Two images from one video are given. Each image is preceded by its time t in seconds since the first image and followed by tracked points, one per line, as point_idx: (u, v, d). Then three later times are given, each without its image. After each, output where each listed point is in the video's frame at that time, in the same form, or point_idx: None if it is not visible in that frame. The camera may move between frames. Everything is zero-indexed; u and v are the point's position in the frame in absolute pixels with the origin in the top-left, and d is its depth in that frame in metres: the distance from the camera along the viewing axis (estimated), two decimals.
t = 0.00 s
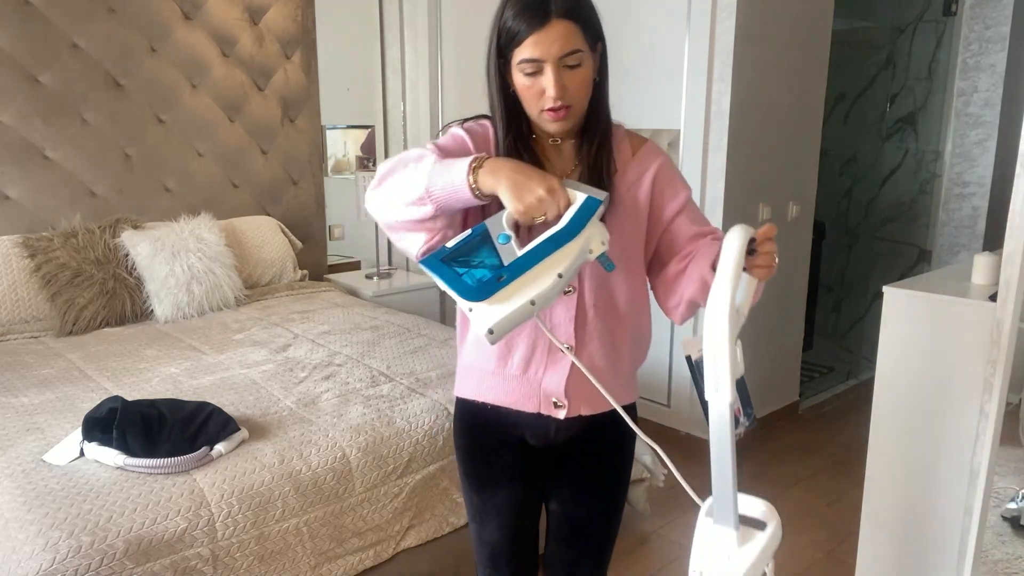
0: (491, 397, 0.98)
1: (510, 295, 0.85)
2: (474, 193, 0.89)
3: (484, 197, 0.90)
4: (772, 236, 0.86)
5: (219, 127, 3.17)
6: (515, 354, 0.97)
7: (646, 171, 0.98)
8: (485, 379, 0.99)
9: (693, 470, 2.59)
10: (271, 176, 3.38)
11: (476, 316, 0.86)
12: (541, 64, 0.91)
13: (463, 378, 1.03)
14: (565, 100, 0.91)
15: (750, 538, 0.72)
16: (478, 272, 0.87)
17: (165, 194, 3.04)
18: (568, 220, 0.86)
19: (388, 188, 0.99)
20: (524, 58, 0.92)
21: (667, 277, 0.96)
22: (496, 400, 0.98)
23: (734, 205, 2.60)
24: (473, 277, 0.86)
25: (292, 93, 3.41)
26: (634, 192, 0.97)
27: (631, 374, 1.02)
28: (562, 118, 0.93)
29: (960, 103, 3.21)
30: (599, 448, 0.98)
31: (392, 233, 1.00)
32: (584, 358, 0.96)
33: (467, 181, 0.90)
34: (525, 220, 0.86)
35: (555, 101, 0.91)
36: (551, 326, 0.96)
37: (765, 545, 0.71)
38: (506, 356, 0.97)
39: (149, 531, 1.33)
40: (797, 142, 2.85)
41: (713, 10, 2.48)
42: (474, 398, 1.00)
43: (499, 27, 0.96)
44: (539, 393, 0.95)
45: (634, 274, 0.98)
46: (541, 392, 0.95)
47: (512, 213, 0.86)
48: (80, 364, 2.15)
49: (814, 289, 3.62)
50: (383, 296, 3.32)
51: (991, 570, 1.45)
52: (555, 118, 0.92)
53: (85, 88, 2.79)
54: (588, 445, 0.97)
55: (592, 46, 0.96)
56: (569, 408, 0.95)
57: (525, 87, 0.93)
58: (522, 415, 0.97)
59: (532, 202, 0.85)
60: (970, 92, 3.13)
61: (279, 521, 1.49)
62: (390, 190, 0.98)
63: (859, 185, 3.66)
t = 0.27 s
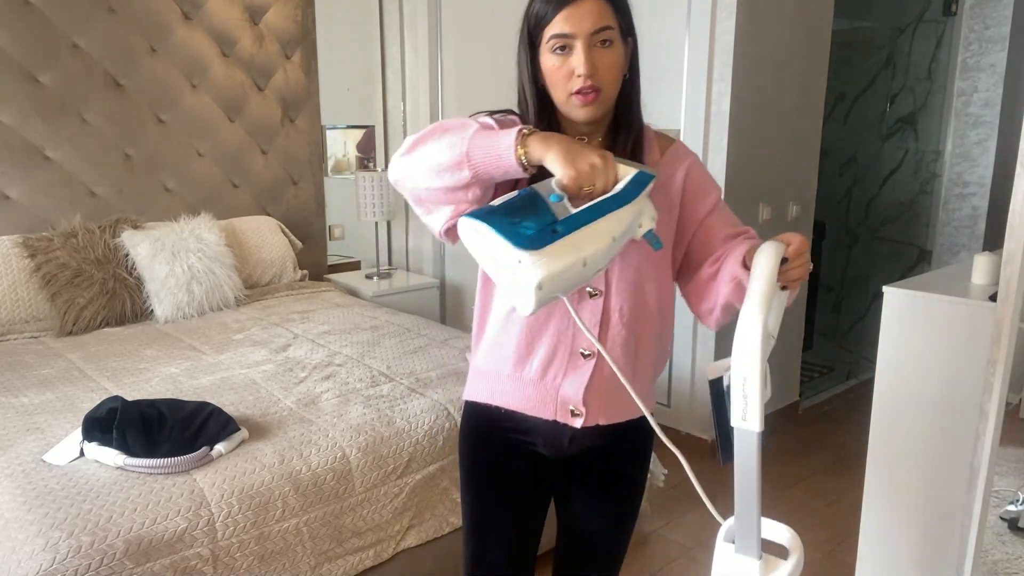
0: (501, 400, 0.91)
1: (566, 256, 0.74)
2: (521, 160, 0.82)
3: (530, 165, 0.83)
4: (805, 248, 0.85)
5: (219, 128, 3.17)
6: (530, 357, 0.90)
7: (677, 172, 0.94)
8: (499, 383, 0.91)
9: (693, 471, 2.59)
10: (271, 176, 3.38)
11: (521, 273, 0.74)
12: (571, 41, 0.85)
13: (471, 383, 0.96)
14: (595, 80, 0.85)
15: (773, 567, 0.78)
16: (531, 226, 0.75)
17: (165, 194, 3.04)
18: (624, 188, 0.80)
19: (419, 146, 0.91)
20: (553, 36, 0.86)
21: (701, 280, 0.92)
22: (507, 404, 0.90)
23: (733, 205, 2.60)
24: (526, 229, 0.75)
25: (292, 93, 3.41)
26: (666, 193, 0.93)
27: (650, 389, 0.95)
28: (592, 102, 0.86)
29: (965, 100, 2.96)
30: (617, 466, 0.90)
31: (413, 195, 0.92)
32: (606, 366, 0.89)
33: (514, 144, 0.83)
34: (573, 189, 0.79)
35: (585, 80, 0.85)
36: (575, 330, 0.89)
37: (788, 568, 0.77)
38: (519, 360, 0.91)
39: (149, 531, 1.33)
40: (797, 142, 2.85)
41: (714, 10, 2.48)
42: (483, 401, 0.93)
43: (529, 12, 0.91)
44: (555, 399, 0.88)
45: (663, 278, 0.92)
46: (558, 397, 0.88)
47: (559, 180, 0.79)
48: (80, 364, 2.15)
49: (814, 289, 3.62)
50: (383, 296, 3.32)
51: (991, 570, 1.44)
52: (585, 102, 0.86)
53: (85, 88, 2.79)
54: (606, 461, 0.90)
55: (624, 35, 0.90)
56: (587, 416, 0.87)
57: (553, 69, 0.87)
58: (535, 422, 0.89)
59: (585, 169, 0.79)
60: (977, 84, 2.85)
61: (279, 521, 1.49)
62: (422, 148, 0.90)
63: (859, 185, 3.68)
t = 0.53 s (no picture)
0: (509, 408, 0.89)
1: (607, 261, 0.69)
2: (555, 169, 0.80)
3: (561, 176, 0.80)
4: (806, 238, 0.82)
5: (219, 128, 3.17)
6: (538, 363, 0.89)
7: (685, 168, 0.95)
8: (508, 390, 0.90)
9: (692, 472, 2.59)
10: (271, 176, 3.38)
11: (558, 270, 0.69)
12: (577, 30, 0.83)
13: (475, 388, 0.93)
14: (602, 70, 0.83)
15: None
16: (576, 223, 0.70)
17: (165, 194, 3.04)
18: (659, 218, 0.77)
19: (443, 135, 0.85)
20: (558, 25, 0.85)
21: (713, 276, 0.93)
22: (516, 411, 0.89)
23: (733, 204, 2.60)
24: (575, 225, 0.70)
25: (292, 93, 3.41)
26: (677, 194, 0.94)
27: (652, 391, 0.95)
28: (598, 93, 0.84)
29: (961, 102, 3.02)
30: (625, 470, 0.92)
31: (424, 180, 0.86)
32: (615, 371, 0.88)
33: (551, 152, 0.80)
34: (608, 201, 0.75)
35: (591, 70, 0.83)
36: (585, 334, 0.88)
37: None
38: (527, 366, 0.89)
39: (149, 531, 1.33)
40: (797, 142, 2.85)
41: (714, 10, 2.48)
42: (489, 408, 0.91)
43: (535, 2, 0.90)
44: (566, 407, 0.87)
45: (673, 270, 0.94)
46: (567, 405, 0.87)
47: (596, 190, 0.76)
48: (80, 364, 2.15)
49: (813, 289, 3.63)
50: (383, 296, 3.32)
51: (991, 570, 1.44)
52: (590, 93, 0.84)
53: (85, 88, 2.79)
54: (614, 467, 0.91)
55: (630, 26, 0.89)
56: (597, 424, 0.87)
57: (559, 58, 0.85)
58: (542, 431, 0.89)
59: (624, 186, 0.76)
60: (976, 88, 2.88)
61: (279, 521, 1.50)
62: (447, 138, 0.85)
63: (859, 186, 3.69)
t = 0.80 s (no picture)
0: (502, 440, 0.78)
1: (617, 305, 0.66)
2: (540, 186, 0.73)
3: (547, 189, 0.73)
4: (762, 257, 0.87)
5: (219, 128, 3.17)
6: (530, 386, 0.79)
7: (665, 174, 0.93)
8: (497, 421, 0.79)
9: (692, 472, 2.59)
10: (271, 176, 3.38)
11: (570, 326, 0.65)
12: (558, 34, 0.79)
13: (456, 423, 0.81)
14: (586, 79, 0.79)
15: None
16: (582, 268, 0.66)
17: (165, 194, 3.04)
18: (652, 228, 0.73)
19: (410, 170, 0.75)
20: (537, 30, 0.80)
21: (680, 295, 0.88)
22: (511, 441, 0.78)
23: (733, 205, 2.60)
24: (578, 267, 0.66)
25: (292, 93, 3.41)
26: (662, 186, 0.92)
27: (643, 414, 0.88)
28: (580, 100, 0.80)
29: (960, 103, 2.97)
30: (626, 496, 0.83)
31: (394, 219, 0.76)
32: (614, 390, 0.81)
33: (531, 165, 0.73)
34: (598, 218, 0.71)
35: (574, 77, 0.79)
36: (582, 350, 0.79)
37: None
38: (518, 391, 0.78)
39: (149, 531, 1.33)
40: (797, 142, 2.85)
41: (714, 10, 2.48)
42: (474, 444, 0.80)
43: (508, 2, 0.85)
44: (564, 431, 0.78)
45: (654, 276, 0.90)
46: (566, 429, 0.79)
47: (585, 208, 0.71)
48: (80, 364, 2.15)
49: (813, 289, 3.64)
50: (383, 296, 3.32)
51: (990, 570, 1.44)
52: (573, 102, 0.80)
53: (85, 88, 2.78)
54: (614, 492, 0.82)
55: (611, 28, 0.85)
56: (599, 449, 0.79)
57: (538, 66, 0.80)
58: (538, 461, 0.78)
59: (614, 196, 0.71)
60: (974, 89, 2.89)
61: (279, 521, 1.50)
62: (416, 172, 0.75)
63: (859, 185, 3.70)
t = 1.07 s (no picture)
0: (484, 462, 0.78)
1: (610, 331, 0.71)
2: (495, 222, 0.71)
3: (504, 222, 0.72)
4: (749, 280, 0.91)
5: (218, 127, 3.16)
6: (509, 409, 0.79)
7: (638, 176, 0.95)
8: (478, 446, 0.78)
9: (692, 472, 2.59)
10: (271, 176, 3.38)
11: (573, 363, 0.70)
12: (525, 21, 0.81)
13: (433, 449, 0.80)
14: (554, 64, 0.80)
15: None
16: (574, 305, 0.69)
17: (165, 194, 3.04)
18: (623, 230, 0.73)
19: (361, 251, 0.71)
20: (503, 17, 0.82)
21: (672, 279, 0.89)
22: (497, 465, 0.78)
23: (733, 205, 2.60)
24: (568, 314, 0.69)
25: (292, 93, 3.41)
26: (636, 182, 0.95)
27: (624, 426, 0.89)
28: (546, 87, 0.81)
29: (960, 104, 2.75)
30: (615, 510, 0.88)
31: (357, 301, 0.73)
32: (597, 404, 0.83)
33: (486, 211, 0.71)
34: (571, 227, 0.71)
35: (541, 62, 0.80)
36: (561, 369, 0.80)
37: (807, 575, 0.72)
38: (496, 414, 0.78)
39: (149, 531, 1.33)
40: (797, 142, 2.85)
41: (714, 10, 2.48)
42: (455, 466, 0.79)
43: None
44: (550, 451, 0.80)
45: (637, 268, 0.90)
46: (553, 448, 0.80)
47: (553, 223, 0.71)
48: (80, 364, 2.15)
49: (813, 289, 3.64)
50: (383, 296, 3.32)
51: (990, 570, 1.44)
52: (540, 88, 0.81)
53: (85, 88, 2.78)
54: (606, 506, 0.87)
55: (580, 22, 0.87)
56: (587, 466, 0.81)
57: (504, 53, 0.81)
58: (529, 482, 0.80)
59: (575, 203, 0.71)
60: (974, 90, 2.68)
61: (279, 521, 1.51)
62: (371, 251, 0.71)
63: (859, 185, 3.73)
